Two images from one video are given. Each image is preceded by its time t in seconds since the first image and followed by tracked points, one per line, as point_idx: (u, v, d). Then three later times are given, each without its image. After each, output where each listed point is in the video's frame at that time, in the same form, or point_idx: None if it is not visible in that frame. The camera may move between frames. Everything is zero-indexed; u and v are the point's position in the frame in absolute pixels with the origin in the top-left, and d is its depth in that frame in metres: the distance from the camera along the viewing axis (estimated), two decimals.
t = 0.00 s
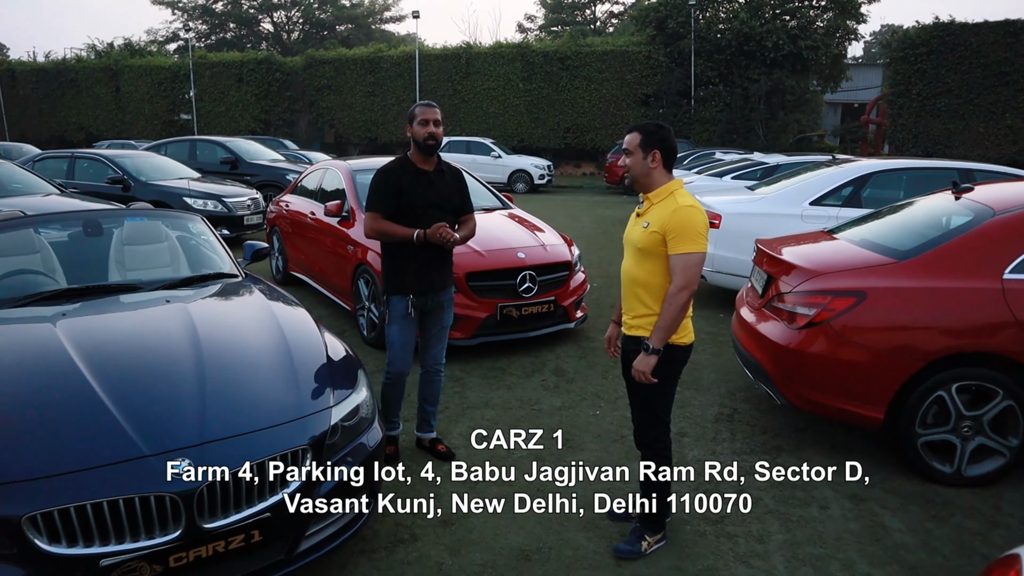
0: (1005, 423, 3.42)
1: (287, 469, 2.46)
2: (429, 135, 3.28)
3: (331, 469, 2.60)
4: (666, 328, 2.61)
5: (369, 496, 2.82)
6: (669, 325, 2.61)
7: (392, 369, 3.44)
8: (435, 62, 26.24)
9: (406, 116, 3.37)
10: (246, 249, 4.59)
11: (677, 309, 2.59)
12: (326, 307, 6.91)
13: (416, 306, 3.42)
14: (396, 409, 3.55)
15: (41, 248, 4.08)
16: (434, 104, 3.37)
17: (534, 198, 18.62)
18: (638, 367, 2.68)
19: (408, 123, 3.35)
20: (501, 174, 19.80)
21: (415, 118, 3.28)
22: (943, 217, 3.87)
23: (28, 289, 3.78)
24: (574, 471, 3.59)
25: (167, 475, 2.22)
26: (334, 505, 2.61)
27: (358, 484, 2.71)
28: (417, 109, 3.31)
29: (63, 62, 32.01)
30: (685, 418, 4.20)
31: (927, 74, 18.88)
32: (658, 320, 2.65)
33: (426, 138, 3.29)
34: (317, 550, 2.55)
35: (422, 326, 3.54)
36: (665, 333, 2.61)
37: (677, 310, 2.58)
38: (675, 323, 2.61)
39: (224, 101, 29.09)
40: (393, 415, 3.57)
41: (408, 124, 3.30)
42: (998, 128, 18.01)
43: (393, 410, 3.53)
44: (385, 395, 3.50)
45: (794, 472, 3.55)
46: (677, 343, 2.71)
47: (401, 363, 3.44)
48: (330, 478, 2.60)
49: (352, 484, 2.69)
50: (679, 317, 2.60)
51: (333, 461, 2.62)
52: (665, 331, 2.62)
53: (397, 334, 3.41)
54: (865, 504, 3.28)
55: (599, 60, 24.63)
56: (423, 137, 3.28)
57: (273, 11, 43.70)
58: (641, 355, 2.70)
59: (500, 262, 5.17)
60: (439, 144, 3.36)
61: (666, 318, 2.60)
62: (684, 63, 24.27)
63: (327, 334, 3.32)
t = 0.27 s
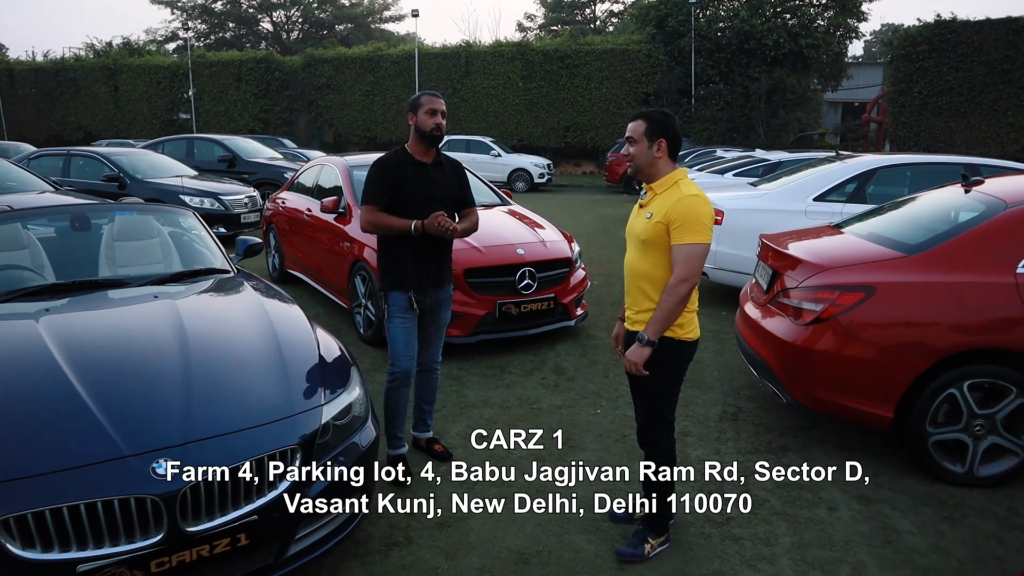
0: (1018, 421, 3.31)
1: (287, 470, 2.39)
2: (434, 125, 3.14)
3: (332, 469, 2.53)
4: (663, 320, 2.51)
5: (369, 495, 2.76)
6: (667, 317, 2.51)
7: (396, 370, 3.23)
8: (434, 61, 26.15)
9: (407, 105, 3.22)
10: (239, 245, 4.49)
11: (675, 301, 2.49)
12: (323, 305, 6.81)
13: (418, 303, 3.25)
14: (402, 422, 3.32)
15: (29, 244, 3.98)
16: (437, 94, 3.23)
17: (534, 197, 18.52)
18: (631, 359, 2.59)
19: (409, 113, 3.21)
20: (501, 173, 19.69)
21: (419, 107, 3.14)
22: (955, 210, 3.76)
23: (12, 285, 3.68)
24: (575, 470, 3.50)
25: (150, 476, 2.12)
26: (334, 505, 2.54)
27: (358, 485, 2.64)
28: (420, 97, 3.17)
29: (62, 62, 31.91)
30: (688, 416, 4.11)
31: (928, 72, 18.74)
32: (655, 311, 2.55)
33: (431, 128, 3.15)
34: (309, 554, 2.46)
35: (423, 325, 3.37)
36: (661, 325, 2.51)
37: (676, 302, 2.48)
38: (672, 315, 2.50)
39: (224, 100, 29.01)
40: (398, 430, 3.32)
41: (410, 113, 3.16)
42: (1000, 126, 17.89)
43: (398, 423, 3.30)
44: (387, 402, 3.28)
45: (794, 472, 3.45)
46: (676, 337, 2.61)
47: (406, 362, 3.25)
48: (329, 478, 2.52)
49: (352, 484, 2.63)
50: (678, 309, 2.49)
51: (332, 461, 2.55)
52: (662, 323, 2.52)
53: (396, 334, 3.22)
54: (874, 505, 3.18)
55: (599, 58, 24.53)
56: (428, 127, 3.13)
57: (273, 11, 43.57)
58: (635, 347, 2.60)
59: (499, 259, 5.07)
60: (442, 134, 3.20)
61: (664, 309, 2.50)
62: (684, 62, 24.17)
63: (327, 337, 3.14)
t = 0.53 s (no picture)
0: None
1: (287, 469, 2.33)
2: (428, 120, 3.00)
3: (332, 469, 2.49)
4: (674, 314, 2.42)
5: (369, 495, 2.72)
6: (678, 311, 2.42)
7: (387, 378, 3.08)
8: (433, 60, 26.07)
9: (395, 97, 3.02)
10: (230, 240, 4.40)
11: (686, 294, 2.40)
12: (318, 303, 6.72)
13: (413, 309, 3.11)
14: (396, 430, 3.13)
15: (15, 239, 3.88)
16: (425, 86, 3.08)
17: (533, 196, 18.42)
18: (642, 355, 2.49)
19: (396, 107, 3.03)
20: (500, 172, 19.60)
21: (412, 101, 2.97)
22: (960, 202, 3.67)
23: None
24: (572, 470, 3.41)
25: (125, 475, 2.04)
26: (334, 505, 2.50)
27: (358, 484, 2.61)
28: (411, 90, 2.99)
29: (60, 61, 31.80)
30: (689, 415, 4.01)
31: (930, 70, 18.62)
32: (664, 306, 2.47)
33: (425, 124, 3.00)
34: (298, 555, 2.38)
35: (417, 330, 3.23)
36: (672, 320, 2.43)
37: (687, 295, 2.39)
38: (683, 309, 2.42)
39: (222, 99, 28.92)
40: (393, 441, 3.12)
41: (401, 107, 2.98)
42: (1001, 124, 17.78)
43: (390, 433, 3.10)
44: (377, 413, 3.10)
45: (794, 471, 3.36)
46: (686, 332, 2.53)
47: (398, 371, 3.10)
48: (329, 478, 2.48)
49: (352, 484, 2.59)
50: (689, 303, 2.41)
51: (331, 461, 2.50)
52: (673, 317, 2.43)
53: (391, 340, 3.06)
54: (880, 505, 3.09)
55: (599, 57, 24.43)
56: (421, 123, 2.98)
57: (272, 10, 43.44)
58: (645, 344, 2.51)
59: (495, 255, 4.98)
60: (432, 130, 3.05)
61: (675, 303, 2.41)
62: (684, 60, 24.08)
63: (319, 339, 3.00)
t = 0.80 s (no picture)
0: None
1: (279, 471, 2.29)
2: (419, 117, 2.84)
3: (331, 469, 2.49)
4: (690, 311, 2.39)
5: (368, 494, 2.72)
6: (693, 308, 2.40)
7: (380, 384, 2.99)
8: (433, 59, 26.04)
9: (381, 92, 2.84)
10: (226, 237, 4.36)
11: (700, 290, 2.37)
12: (316, 302, 6.67)
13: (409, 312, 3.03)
14: (391, 431, 3.06)
15: (8, 236, 3.84)
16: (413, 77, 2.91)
17: (532, 196, 18.38)
18: (660, 356, 2.45)
19: (384, 102, 2.85)
20: (499, 171, 19.56)
21: (402, 98, 2.80)
22: (960, 199, 3.64)
23: None
24: (570, 470, 3.37)
25: (114, 474, 2.00)
26: (334, 505, 2.50)
27: (357, 484, 2.62)
28: (400, 85, 2.81)
29: (59, 60, 31.74)
30: (689, 415, 3.97)
31: (929, 70, 18.57)
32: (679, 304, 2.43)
33: (416, 120, 2.84)
34: (293, 555, 2.35)
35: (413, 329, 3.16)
36: (688, 317, 2.40)
37: (700, 291, 2.36)
38: (697, 305, 2.40)
39: (221, 99, 28.87)
40: (388, 443, 3.06)
41: (390, 104, 2.81)
42: (1001, 124, 17.75)
43: (386, 435, 3.04)
44: (371, 416, 3.02)
45: (794, 471, 3.32)
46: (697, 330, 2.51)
47: (394, 376, 3.01)
48: (329, 478, 2.48)
49: (352, 484, 2.60)
50: (703, 299, 2.39)
51: (331, 461, 2.50)
52: (688, 315, 2.40)
53: (389, 345, 2.98)
54: (882, 505, 3.05)
55: (598, 57, 24.39)
56: (413, 119, 2.82)
57: (271, 10, 43.37)
58: (660, 344, 2.47)
59: (493, 254, 4.93)
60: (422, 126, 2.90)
61: (690, 300, 2.39)
62: (683, 60, 24.05)
63: (315, 338, 2.95)
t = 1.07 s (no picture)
0: None
1: (280, 471, 2.29)
2: (415, 115, 2.80)
3: (331, 469, 2.48)
4: (697, 307, 2.39)
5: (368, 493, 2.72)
6: (701, 303, 2.39)
7: (379, 385, 2.97)
8: (432, 60, 26.04)
9: (374, 90, 2.79)
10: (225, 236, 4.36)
11: (709, 285, 2.36)
12: (315, 301, 6.66)
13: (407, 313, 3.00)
14: (390, 434, 3.05)
15: (7, 233, 3.83)
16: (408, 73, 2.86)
17: (531, 196, 18.36)
18: (665, 350, 2.43)
19: (376, 101, 2.81)
20: (499, 172, 19.54)
21: (396, 95, 2.76)
22: (958, 197, 3.63)
23: None
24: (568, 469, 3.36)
25: (112, 471, 1.99)
26: (333, 506, 2.50)
27: (357, 484, 2.62)
28: (393, 81, 2.76)
29: (58, 60, 31.70)
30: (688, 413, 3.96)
31: (929, 70, 18.54)
32: (686, 299, 2.43)
33: (411, 119, 2.80)
34: (291, 553, 2.34)
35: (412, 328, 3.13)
36: (695, 313, 2.39)
37: (709, 286, 2.36)
38: (705, 300, 2.39)
39: (221, 99, 28.86)
40: (387, 445, 3.05)
41: (384, 103, 2.76)
42: (1001, 124, 17.73)
43: (384, 436, 3.03)
44: (371, 418, 3.01)
45: (794, 472, 3.30)
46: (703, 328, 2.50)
47: (392, 378, 2.99)
48: (330, 478, 2.48)
49: (352, 484, 2.60)
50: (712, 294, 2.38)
51: (331, 461, 2.49)
52: (695, 310, 2.39)
53: (387, 346, 2.95)
54: (882, 504, 3.03)
55: (598, 57, 24.36)
56: (409, 118, 2.78)
57: (271, 10, 43.36)
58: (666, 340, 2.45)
59: (492, 252, 4.92)
60: (417, 124, 2.85)
61: (697, 296, 2.38)
62: (683, 60, 24.05)
63: (315, 338, 2.93)
